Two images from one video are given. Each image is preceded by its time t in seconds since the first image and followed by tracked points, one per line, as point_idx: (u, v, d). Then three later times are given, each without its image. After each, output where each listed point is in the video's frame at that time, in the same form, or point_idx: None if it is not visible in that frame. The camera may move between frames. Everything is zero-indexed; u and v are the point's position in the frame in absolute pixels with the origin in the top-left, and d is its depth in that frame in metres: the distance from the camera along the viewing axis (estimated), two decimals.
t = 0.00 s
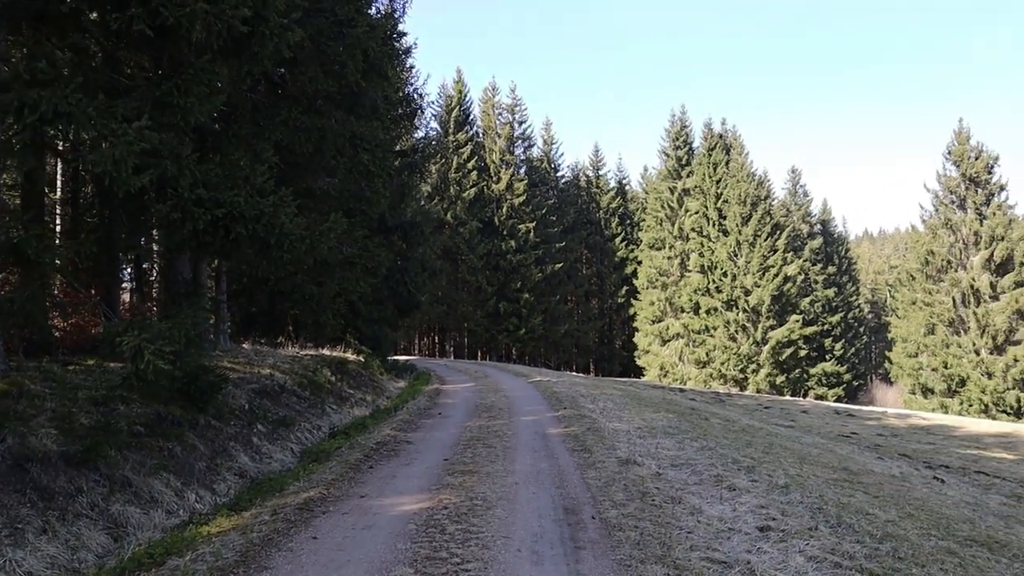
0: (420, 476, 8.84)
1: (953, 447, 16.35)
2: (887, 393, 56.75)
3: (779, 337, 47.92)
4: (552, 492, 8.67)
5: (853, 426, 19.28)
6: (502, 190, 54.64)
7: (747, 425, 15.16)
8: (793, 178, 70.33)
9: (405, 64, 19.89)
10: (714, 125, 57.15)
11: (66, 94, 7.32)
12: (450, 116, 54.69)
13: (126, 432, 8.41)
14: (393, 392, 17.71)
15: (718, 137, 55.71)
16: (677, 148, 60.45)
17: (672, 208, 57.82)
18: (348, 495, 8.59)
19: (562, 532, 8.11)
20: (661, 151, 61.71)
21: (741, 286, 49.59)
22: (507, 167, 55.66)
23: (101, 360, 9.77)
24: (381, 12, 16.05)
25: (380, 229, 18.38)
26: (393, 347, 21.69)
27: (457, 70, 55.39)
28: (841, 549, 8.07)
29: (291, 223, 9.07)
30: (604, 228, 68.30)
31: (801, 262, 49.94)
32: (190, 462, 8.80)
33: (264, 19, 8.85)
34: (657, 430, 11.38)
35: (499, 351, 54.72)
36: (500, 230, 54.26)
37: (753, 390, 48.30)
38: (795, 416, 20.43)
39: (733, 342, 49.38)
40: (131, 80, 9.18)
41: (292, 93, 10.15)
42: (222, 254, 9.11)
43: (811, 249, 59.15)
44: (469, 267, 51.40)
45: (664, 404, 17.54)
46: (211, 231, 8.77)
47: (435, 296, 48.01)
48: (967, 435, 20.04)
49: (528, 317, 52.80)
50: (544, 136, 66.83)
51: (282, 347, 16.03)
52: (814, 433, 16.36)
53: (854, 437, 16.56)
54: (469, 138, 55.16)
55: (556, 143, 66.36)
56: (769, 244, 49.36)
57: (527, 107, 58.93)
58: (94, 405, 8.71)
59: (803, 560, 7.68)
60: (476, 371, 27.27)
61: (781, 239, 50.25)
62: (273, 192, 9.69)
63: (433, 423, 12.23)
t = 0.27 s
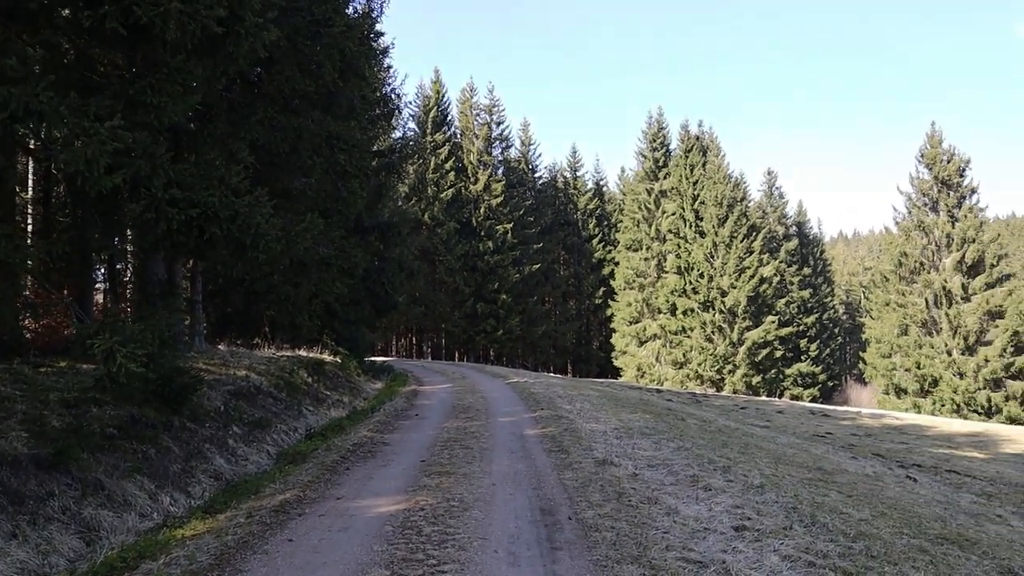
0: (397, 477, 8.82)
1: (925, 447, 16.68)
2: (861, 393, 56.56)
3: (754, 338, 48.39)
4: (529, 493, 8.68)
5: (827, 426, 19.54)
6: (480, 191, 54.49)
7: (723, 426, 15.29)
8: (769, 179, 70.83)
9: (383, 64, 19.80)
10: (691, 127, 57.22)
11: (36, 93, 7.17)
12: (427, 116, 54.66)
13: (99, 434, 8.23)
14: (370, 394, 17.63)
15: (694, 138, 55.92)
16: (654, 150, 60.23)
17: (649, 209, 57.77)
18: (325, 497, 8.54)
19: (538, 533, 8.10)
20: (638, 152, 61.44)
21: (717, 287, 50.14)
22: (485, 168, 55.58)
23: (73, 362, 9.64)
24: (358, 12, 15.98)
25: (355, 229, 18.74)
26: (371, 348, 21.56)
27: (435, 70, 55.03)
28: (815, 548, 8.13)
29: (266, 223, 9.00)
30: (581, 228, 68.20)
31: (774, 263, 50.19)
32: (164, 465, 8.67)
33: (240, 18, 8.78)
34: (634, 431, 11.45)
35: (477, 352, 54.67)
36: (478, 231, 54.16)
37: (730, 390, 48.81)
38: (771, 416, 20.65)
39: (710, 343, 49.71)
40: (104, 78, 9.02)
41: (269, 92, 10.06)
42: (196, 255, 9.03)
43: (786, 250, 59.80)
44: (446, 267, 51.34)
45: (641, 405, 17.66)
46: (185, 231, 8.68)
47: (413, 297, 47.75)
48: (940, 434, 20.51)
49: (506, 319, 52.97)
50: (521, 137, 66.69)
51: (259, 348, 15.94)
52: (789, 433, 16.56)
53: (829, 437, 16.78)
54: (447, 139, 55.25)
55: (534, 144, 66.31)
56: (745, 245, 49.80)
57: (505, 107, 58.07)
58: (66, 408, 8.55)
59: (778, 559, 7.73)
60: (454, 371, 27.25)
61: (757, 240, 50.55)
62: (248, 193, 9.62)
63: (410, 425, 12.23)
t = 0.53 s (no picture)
0: (377, 479, 8.80)
1: (901, 447, 17.02)
2: (839, 394, 57.75)
3: (733, 339, 49.22)
4: (508, 494, 8.69)
5: (804, 427, 19.76)
6: (460, 192, 54.21)
7: (701, 427, 15.40)
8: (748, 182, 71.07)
9: (363, 65, 19.65)
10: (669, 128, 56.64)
11: (10, 92, 7.04)
12: (407, 118, 53.59)
13: (75, 437, 8.05)
14: (349, 396, 17.53)
15: (674, 140, 56.01)
16: (633, 152, 58.90)
17: (629, 212, 56.45)
18: (303, 499, 8.49)
19: (517, 535, 8.10)
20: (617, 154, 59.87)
21: (697, 288, 50.41)
22: (465, 169, 55.34)
23: (48, 364, 9.51)
24: (339, 12, 15.86)
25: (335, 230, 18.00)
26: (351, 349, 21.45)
27: (415, 71, 54.25)
28: (793, 548, 8.17)
29: (244, 225, 8.96)
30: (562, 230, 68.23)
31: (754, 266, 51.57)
32: (140, 468, 8.55)
33: (218, 18, 8.73)
34: (613, 432, 11.51)
35: (457, 354, 54.48)
36: (458, 232, 53.86)
37: (709, 391, 49.08)
38: (749, 417, 20.83)
39: (689, 344, 49.96)
40: (80, 77, 8.90)
41: (248, 92, 9.96)
42: (172, 256, 8.98)
43: (765, 252, 60.22)
44: (427, 268, 50.88)
45: (620, 406, 17.73)
46: (162, 232, 8.65)
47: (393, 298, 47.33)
48: (916, 434, 20.98)
49: (486, 321, 52.98)
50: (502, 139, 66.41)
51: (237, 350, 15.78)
52: (767, 434, 16.70)
53: (806, 438, 16.94)
54: (427, 141, 54.10)
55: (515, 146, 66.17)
56: (724, 247, 50.51)
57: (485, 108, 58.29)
58: (41, 410, 8.30)
59: (756, 560, 7.77)
60: (434, 372, 27.20)
61: (736, 243, 51.39)
62: (227, 194, 9.58)
63: (390, 427, 12.23)
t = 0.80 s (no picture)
0: (356, 482, 8.77)
1: (879, 448, 17.32)
2: (817, 394, 57.96)
3: (714, 341, 49.49)
4: (488, 497, 8.68)
5: (784, 429, 19.98)
6: (441, 194, 53.99)
7: (681, 429, 15.49)
8: (728, 185, 71.10)
9: (344, 67, 19.56)
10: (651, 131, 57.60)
11: None
12: (388, 120, 54.90)
13: (49, 440, 7.89)
14: (330, 398, 17.42)
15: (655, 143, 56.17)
16: (615, 154, 57.88)
17: (610, 214, 56.23)
18: (282, 503, 8.44)
19: (497, 537, 8.08)
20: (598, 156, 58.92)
21: (677, 290, 50.58)
22: (446, 171, 54.96)
23: (22, 368, 9.37)
24: (319, 14, 15.80)
25: (317, 232, 18.41)
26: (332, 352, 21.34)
27: (396, 72, 54.69)
28: (771, 549, 8.21)
29: (222, 227, 8.90)
30: (543, 232, 68.88)
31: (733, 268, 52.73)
32: (118, 471, 8.40)
33: (196, 19, 8.69)
34: (593, 434, 11.54)
35: (438, 356, 54.14)
36: (439, 234, 53.61)
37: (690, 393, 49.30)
38: (729, 419, 20.98)
39: (670, 346, 50.08)
40: (57, 77, 8.80)
41: (227, 93, 9.90)
42: (150, 257, 8.90)
43: (745, 254, 60.42)
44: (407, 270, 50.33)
45: (601, 409, 17.79)
46: (139, 234, 8.58)
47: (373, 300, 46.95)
48: (895, 436, 21.35)
49: (468, 322, 52.57)
50: (483, 141, 66.16)
51: (216, 352, 15.60)
52: (748, 436, 16.81)
53: (786, 440, 17.09)
54: (409, 142, 55.17)
55: (496, 148, 66.03)
56: (704, 250, 50.96)
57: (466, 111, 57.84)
58: (15, 414, 8.14)
59: (734, 560, 7.80)
60: (415, 375, 27.10)
61: (716, 245, 51.94)
62: (205, 194, 9.55)
63: (370, 430, 12.20)
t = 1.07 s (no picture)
0: (336, 485, 8.75)
1: (858, 450, 17.59)
2: (798, 397, 59.50)
3: (695, 343, 48.95)
4: (468, 499, 8.70)
5: (765, 430, 20.34)
6: (423, 196, 53.47)
7: (661, 430, 15.62)
8: (709, 187, 71.34)
9: (326, 68, 19.43)
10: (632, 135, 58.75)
11: None
12: (370, 121, 52.93)
13: (24, 444, 7.78)
14: (310, 400, 17.34)
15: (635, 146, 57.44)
16: (597, 157, 60.11)
17: (591, 216, 57.65)
18: (261, 505, 8.40)
19: (477, 539, 8.08)
20: (580, 159, 61.05)
21: (658, 292, 50.44)
22: (428, 172, 55.03)
23: None
24: (302, 14, 15.72)
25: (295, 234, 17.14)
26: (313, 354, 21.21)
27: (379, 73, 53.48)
28: (749, 549, 8.25)
29: (201, 229, 8.86)
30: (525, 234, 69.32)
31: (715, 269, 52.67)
32: (95, 474, 8.29)
33: (174, 19, 8.58)
34: (574, 435, 11.60)
35: (419, 358, 53.82)
36: (421, 236, 53.34)
37: (671, 395, 48.96)
38: (709, 421, 21.18)
39: (651, 348, 49.87)
40: (32, 76, 8.61)
41: (206, 95, 9.83)
42: (128, 259, 8.80)
43: (726, 257, 60.59)
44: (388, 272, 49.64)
45: (581, 410, 17.87)
46: (117, 236, 8.47)
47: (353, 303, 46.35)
48: (873, 437, 21.66)
49: (449, 325, 52.47)
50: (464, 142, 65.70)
51: (195, 354, 15.45)
52: (728, 437, 16.97)
53: (766, 441, 17.30)
54: (391, 143, 53.50)
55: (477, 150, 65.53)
56: (685, 252, 50.91)
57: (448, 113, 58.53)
58: None
59: (713, 561, 7.84)
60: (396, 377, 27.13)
61: (696, 247, 51.90)
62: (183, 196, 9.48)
63: (350, 431, 12.21)
